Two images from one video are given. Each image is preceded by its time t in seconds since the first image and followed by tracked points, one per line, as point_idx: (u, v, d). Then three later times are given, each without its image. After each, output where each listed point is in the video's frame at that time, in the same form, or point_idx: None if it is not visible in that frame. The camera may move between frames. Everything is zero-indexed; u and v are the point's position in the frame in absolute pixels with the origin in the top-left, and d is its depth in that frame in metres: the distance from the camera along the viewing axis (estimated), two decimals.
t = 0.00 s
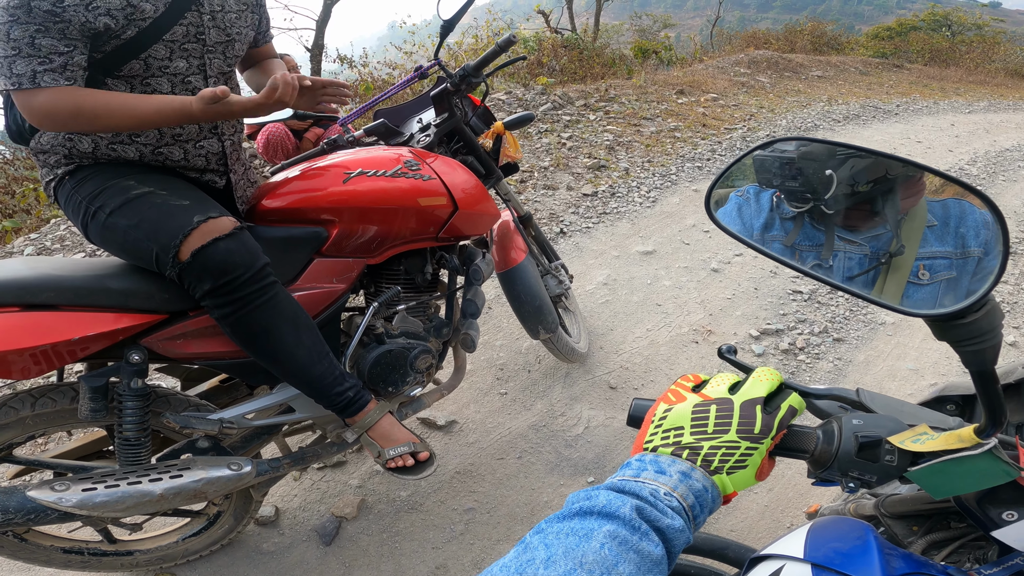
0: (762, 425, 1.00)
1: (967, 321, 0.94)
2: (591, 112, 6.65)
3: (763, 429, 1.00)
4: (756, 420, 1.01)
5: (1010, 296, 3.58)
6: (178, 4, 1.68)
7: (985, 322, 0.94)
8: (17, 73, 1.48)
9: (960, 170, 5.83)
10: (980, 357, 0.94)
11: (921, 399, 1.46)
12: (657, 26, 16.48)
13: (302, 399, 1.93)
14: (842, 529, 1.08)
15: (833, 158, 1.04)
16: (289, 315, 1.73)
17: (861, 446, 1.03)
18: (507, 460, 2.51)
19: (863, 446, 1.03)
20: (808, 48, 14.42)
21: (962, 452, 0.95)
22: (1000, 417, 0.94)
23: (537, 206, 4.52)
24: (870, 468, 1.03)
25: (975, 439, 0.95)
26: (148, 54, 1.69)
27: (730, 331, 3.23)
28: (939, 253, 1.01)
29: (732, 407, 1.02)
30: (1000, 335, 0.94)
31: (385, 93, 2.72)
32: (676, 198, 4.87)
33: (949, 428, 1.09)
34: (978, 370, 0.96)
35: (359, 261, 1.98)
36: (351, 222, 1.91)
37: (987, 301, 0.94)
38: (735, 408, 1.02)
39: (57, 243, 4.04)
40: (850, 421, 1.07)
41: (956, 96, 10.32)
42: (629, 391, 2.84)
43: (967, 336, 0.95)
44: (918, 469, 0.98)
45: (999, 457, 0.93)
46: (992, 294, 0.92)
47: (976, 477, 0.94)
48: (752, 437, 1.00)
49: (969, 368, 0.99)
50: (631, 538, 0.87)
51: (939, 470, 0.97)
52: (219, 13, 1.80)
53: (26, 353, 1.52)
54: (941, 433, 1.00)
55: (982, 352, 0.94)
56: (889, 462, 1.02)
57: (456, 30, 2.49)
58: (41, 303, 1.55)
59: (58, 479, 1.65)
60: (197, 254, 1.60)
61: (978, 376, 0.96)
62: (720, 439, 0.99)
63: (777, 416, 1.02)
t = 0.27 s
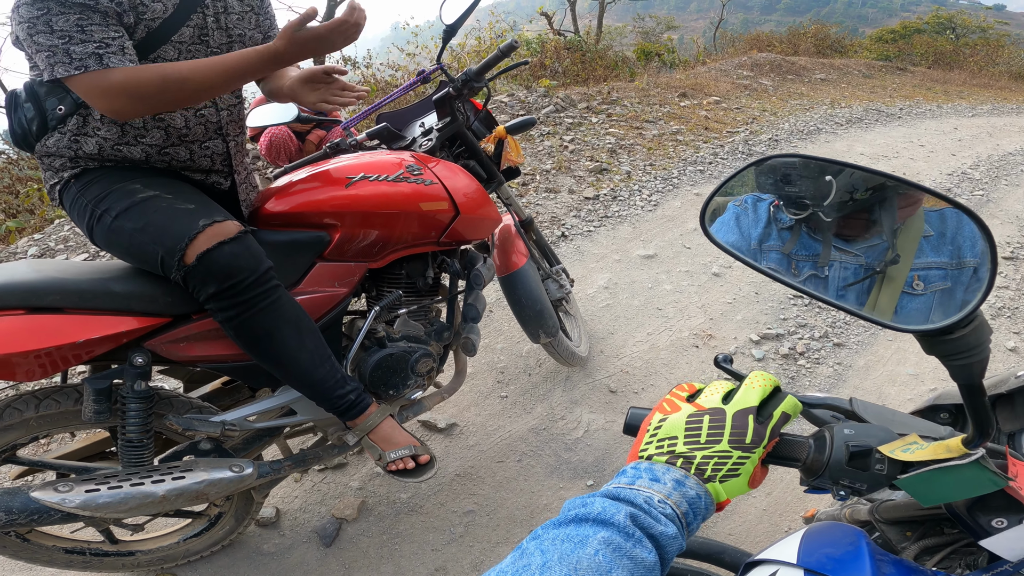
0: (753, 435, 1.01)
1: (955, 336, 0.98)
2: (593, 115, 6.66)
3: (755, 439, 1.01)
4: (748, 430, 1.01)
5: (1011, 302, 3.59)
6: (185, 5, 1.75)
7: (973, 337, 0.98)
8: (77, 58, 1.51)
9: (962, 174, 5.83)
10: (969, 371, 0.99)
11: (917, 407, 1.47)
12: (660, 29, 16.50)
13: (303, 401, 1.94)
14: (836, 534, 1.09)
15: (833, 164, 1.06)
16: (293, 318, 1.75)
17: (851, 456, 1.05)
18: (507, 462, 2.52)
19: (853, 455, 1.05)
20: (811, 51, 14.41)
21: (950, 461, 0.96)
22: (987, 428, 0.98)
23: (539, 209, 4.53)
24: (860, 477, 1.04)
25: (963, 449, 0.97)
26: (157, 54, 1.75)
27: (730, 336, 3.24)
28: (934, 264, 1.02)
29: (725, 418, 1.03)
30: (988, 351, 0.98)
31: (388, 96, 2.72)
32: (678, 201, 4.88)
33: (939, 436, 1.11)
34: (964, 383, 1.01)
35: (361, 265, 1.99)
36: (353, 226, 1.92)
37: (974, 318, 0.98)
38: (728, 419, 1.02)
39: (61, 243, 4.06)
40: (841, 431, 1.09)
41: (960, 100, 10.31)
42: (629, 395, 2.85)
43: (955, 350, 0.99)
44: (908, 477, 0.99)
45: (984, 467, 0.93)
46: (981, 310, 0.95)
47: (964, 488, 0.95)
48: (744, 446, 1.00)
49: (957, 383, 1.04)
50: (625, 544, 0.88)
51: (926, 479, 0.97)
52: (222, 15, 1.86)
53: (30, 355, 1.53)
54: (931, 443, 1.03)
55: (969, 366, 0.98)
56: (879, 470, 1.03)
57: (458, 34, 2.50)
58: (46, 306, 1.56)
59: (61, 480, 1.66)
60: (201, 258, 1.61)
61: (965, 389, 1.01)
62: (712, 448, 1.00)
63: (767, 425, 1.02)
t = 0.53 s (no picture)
0: (747, 452, 1.03)
1: (945, 364, 1.00)
2: (596, 118, 6.67)
3: (749, 456, 1.03)
4: (742, 448, 1.03)
5: (1011, 308, 3.60)
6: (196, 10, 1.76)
7: (962, 365, 0.99)
8: (101, 63, 1.54)
9: (964, 178, 5.83)
10: (957, 397, 1.01)
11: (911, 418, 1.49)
12: (664, 30, 16.51)
13: (306, 406, 1.96)
14: (827, 542, 1.11)
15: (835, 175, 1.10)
16: (295, 326, 1.77)
17: (843, 471, 1.06)
18: (507, 466, 2.54)
19: (844, 471, 1.06)
20: (815, 53, 14.39)
21: (937, 478, 1.00)
22: (973, 448, 1.00)
23: (540, 212, 4.55)
24: (850, 491, 1.06)
25: (950, 467, 1.00)
26: (170, 60, 1.77)
27: (730, 341, 3.26)
28: (931, 280, 1.05)
29: (720, 435, 1.05)
30: (977, 376, 1.00)
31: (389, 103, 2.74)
32: (679, 205, 4.90)
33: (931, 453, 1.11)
34: (953, 407, 1.02)
35: (363, 272, 2.01)
36: (355, 233, 1.94)
37: (963, 345, 1.00)
38: (723, 436, 1.04)
39: (65, 244, 4.09)
40: (834, 447, 1.10)
41: (963, 103, 10.30)
42: (629, 399, 2.87)
43: (946, 377, 1.00)
44: (897, 491, 1.03)
45: (971, 483, 0.98)
46: (971, 336, 0.97)
47: (951, 501, 1.00)
48: (738, 462, 1.03)
49: (946, 405, 1.05)
50: (621, 556, 0.90)
51: (915, 493, 1.02)
52: (230, 19, 1.88)
53: (37, 360, 1.55)
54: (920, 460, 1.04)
55: (959, 392, 1.00)
56: (869, 485, 1.05)
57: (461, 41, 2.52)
58: (54, 312, 1.58)
59: (68, 483, 1.68)
60: (206, 267, 1.63)
61: (953, 412, 1.02)
62: (707, 464, 1.03)
63: (761, 443, 1.05)
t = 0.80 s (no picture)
0: (762, 444, 1.03)
1: (964, 354, 1.00)
2: (600, 116, 6.66)
3: (764, 447, 1.03)
4: (757, 440, 1.03)
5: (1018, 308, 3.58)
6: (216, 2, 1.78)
7: (982, 356, 0.99)
8: (110, 64, 1.54)
9: (971, 178, 5.80)
10: (976, 387, 1.01)
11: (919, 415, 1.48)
12: (668, 29, 16.48)
13: (311, 400, 1.96)
14: (838, 538, 1.10)
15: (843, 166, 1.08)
16: (303, 319, 1.77)
17: (859, 464, 1.06)
18: (511, 462, 2.54)
19: (860, 464, 1.06)
20: (821, 52, 14.33)
21: (954, 471, 0.98)
22: (992, 441, 1.03)
23: (545, 210, 4.55)
24: (866, 485, 1.06)
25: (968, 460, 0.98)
26: (193, 51, 1.78)
27: (735, 339, 3.25)
28: (944, 275, 1.04)
29: (734, 427, 1.04)
30: (996, 367, 1.00)
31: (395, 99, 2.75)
32: (684, 203, 4.89)
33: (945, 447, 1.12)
34: (972, 398, 1.03)
35: (370, 266, 2.01)
36: (362, 228, 1.94)
37: (984, 336, 1.00)
38: (736, 428, 1.04)
39: (71, 239, 4.10)
40: (849, 440, 1.09)
41: (969, 102, 10.25)
42: (633, 396, 2.87)
43: (965, 367, 1.00)
44: (913, 486, 1.01)
45: (989, 477, 0.95)
46: (990, 328, 0.97)
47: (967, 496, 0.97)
48: (752, 455, 1.02)
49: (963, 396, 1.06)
50: (636, 549, 0.89)
51: (933, 488, 0.99)
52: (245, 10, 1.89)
53: (45, 353, 1.55)
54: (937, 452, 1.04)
55: (977, 382, 1.00)
56: (884, 479, 1.05)
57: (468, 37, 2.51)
58: (61, 305, 1.59)
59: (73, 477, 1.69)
60: (216, 258, 1.64)
61: (972, 404, 1.03)
62: (721, 456, 1.02)
63: (776, 435, 1.05)
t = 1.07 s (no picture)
0: (776, 445, 1.01)
1: (993, 352, 0.94)
2: (603, 113, 6.63)
3: (777, 448, 1.01)
4: (769, 440, 1.01)
5: None
6: None
7: (1011, 352, 0.93)
8: (95, 57, 1.52)
9: (977, 177, 5.75)
10: (1002, 386, 0.95)
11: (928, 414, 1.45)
12: (672, 28, 16.42)
13: (310, 397, 1.94)
14: (847, 541, 1.08)
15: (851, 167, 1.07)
16: (302, 314, 1.75)
17: (875, 466, 1.04)
18: (512, 461, 2.52)
19: (877, 465, 1.04)
20: (826, 51, 14.25)
21: (975, 474, 0.96)
22: (1017, 442, 0.95)
23: (547, 207, 4.52)
24: (882, 487, 1.04)
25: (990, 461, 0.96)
26: (191, 44, 1.75)
27: (738, 337, 3.22)
28: (962, 272, 0.99)
29: (747, 427, 1.02)
30: None
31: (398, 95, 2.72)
32: (688, 201, 4.85)
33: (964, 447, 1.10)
34: (998, 398, 0.97)
35: (370, 261, 1.99)
36: (362, 222, 1.92)
37: (1014, 332, 0.93)
38: (749, 428, 1.02)
39: (72, 235, 4.09)
40: (865, 441, 1.08)
41: (975, 102, 10.18)
42: (635, 395, 2.84)
43: (991, 365, 0.95)
44: (931, 489, 0.99)
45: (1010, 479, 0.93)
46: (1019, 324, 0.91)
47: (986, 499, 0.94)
48: (764, 456, 1.00)
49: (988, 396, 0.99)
50: (642, 554, 0.87)
51: (955, 491, 0.97)
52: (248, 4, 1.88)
53: (41, 347, 1.53)
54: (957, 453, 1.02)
55: (1003, 381, 0.94)
56: (901, 480, 1.03)
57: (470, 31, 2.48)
58: (58, 299, 1.57)
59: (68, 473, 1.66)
60: (214, 251, 1.62)
61: (997, 404, 0.97)
62: (732, 457, 1.00)
63: (790, 435, 1.03)
